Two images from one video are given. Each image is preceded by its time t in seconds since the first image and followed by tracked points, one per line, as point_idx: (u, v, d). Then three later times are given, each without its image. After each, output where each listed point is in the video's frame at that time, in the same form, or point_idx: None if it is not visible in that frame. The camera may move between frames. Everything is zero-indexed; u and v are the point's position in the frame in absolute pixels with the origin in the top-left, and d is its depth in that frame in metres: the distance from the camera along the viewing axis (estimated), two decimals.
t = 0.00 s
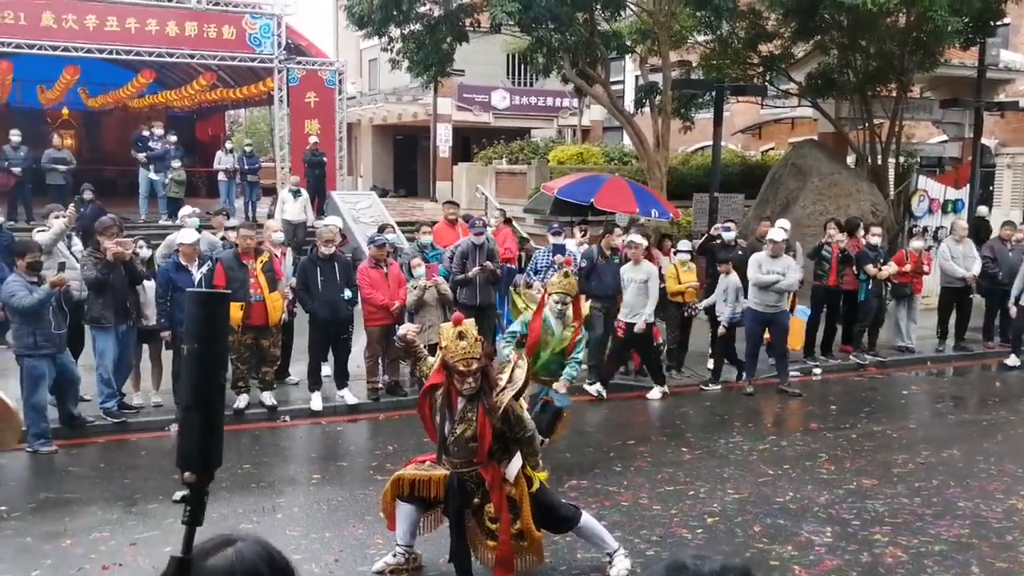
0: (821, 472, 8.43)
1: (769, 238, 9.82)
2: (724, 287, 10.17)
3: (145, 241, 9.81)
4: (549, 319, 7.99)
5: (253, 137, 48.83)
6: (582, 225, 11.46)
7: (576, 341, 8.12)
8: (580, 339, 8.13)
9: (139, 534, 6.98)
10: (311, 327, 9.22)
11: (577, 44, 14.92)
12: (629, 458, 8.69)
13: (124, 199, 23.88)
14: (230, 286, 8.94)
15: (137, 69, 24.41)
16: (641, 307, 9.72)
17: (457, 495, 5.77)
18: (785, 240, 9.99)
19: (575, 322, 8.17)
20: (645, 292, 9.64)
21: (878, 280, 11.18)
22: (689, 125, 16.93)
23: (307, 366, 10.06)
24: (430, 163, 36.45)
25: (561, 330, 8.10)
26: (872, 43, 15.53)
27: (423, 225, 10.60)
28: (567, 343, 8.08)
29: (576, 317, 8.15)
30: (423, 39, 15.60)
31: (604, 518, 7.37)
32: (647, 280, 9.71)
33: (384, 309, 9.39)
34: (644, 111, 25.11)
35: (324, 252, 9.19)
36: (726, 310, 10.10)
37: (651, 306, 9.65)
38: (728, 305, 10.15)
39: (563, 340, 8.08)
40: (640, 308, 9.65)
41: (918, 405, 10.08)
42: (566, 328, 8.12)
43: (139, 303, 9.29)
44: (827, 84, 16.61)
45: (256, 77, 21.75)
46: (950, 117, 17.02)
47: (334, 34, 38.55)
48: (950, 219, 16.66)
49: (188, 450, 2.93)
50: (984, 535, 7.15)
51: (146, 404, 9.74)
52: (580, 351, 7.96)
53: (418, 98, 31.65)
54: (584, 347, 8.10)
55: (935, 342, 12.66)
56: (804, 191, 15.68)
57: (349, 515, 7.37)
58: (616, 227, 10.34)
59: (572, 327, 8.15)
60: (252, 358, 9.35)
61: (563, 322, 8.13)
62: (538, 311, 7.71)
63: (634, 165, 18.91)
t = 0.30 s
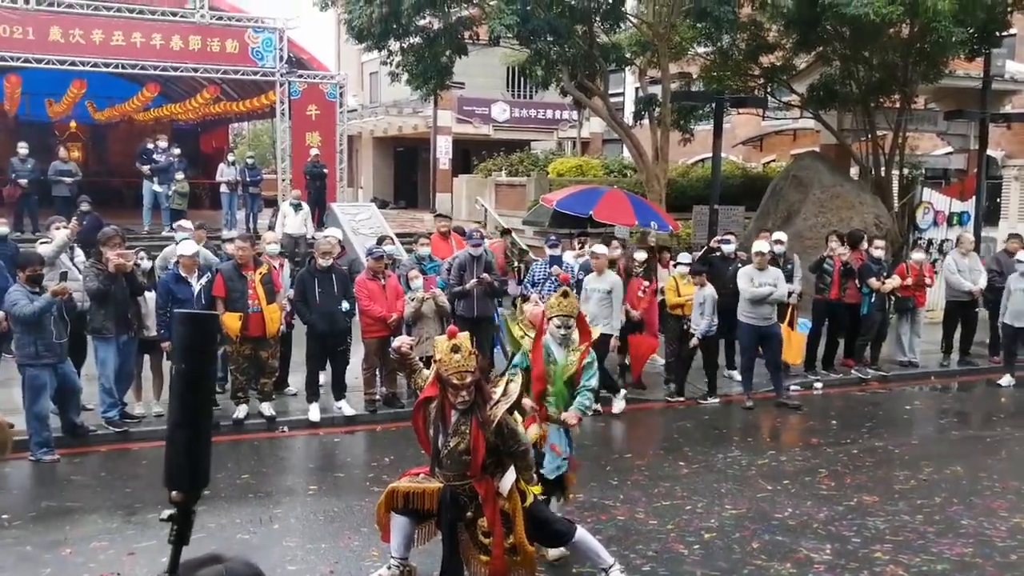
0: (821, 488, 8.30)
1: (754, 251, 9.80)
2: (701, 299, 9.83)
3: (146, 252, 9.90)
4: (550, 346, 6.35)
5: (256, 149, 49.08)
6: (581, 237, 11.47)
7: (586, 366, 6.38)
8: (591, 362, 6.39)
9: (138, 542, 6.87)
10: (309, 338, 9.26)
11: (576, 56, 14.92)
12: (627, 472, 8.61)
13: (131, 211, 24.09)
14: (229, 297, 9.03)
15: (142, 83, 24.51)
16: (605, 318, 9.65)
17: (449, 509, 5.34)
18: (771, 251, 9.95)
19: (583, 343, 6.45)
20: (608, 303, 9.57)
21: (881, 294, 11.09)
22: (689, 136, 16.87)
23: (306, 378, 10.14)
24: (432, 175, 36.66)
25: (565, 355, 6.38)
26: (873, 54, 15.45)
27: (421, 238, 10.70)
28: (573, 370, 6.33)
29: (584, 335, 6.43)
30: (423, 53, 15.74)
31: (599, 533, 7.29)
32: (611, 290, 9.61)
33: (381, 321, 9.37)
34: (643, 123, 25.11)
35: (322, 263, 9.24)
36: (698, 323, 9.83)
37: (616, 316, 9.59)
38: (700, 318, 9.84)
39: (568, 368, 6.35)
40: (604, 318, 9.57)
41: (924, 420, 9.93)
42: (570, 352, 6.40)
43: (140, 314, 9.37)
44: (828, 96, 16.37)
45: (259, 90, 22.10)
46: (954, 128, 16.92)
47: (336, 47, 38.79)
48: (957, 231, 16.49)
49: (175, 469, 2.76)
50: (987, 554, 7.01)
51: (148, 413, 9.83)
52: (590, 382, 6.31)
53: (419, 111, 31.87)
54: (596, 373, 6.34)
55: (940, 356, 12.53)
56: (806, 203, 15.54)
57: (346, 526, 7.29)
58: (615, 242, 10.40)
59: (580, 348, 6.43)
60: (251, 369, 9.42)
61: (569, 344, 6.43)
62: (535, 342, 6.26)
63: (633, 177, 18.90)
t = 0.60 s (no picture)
0: (796, 488, 8.35)
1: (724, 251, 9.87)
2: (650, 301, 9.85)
3: (121, 254, 9.86)
4: (563, 329, 6.26)
5: (234, 149, 48.86)
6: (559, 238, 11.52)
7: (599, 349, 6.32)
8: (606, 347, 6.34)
9: (110, 546, 6.83)
10: (284, 340, 9.24)
11: (553, 57, 14.97)
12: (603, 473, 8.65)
13: (108, 212, 23.97)
14: (204, 297, 9.04)
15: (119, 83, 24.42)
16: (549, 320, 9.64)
17: (423, 511, 5.27)
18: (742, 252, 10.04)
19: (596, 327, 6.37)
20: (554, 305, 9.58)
21: (856, 294, 11.18)
22: (666, 137, 16.95)
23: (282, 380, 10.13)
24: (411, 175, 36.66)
25: (580, 339, 6.29)
26: (849, 55, 15.55)
27: (397, 238, 10.71)
28: (590, 354, 6.27)
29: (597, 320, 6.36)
30: (400, 53, 15.72)
31: (575, 534, 7.31)
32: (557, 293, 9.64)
33: (358, 322, 9.43)
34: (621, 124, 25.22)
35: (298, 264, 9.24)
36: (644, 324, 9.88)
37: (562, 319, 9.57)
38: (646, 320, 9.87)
39: (584, 353, 6.28)
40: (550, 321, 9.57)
41: (897, 420, 10.03)
42: (585, 336, 6.31)
43: (115, 315, 9.34)
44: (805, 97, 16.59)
45: (235, 90, 22.06)
46: (927, 130, 17.11)
47: (313, 47, 38.67)
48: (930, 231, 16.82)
49: (148, 472, 2.95)
50: (960, 553, 7.07)
51: (122, 415, 9.81)
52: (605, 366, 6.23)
53: (397, 111, 31.88)
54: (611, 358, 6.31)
55: (914, 356, 12.66)
56: (781, 204, 15.64)
57: (321, 529, 7.28)
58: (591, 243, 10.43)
59: (596, 333, 6.35)
60: (227, 370, 9.41)
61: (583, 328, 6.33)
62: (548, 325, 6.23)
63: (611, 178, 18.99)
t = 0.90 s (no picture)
0: (795, 482, 8.34)
1: (722, 244, 9.85)
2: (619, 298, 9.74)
3: (118, 250, 9.86)
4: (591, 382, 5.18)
5: (232, 145, 48.89)
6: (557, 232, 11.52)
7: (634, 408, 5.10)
8: (642, 401, 5.10)
9: (109, 543, 6.85)
10: (282, 335, 9.25)
11: (550, 52, 14.96)
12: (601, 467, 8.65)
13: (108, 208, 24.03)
14: (202, 294, 9.06)
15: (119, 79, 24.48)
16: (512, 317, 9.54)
17: (421, 507, 5.26)
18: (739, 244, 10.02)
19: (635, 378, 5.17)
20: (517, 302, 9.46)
21: (855, 287, 11.17)
22: (664, 131, 16.93)
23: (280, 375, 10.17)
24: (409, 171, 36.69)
25: (609, 395, 5.17)
26: (846, 48, 15.53)
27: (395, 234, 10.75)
28: (619, 412, 5.12)
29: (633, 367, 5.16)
30: (398, 48, 15.73)
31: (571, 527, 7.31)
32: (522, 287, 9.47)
33: (356, 317, 9.42)
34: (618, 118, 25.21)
35: (295, 259, 9.26)
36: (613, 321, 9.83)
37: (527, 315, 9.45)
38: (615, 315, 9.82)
39: (614, 410, 5.13)
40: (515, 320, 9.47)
41: (896, 414, 10.03)
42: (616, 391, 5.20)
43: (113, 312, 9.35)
44: (802, 91, 16.53)
45: (234, 85, 22.11)
46: (926, 122, 17.09)
47: (311, 42, 38.67)
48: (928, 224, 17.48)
49: (145, 470, 2.53)
50: (959, 547, 7.06)
51: (120, 411, 9.83)
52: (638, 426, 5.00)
53: (395, 107, 31.89)
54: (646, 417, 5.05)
55: (914, 349, 12.66)
56: (780, 197, 15.63)
57: (318, 524, 7.30)
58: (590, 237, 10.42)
59: (633, 383, 5.17)
60: (226, 366, 9.44)
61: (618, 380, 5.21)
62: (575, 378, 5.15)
63: (609, 172, 18.98)
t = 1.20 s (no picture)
0: (788, 468, 8.37)
1: (720, 231, 9.80)
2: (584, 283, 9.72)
3: (111, 236, 9.83)
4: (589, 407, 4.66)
5: (226, 132, 48.72)
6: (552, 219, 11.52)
7: (638, 432, 4.52)
8: (650, 424, 4.51)
9: (103, 529, 6.85)
10: (276, 322, 9.25)
11: (546, 38, 14.93)
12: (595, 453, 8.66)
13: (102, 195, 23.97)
14: (195, 282, 9.07)
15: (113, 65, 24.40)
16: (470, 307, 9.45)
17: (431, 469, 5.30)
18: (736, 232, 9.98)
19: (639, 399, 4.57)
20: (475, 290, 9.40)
21: (849, 274, 11.19)
22: (659, 119, 16.91)
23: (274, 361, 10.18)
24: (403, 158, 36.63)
25: (612, 420, 4.62)
26: (842, 36, 15.51)
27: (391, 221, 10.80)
28: (622, 439, 4.55)
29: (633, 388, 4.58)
30: (392, 34, 15.67)
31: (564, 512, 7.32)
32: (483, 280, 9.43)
33: (350, 304, 9.44)
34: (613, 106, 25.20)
35: (290, 247, 9.29)
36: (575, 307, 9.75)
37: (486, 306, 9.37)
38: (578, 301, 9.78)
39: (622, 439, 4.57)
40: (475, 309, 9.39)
41: (889, 401, 10.06)
42: (621, 414, 4.60)
43: (107, 300, 9.35)
44: (797, 78, 16.56)
45: (228, 72, 22.04)
46: (922, 111, 17.11)
47: (306, 29, 38.49)
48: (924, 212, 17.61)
49: (135, 456, 2.68)
50: (950, 533, 7.09)
51: (115, 398, 9.82)
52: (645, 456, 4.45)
53: (390, 94, 31.81)
54: (656, 444, 4.47)
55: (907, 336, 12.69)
56: (775, 184, 15.64)
57: (312, 510, 7.29)
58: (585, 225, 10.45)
59: (637, 405, 4.56)
60: (220, 353, 9.47)
61: (621, 401, 4.64)
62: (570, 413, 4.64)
63: (604, 160, 18.97)
